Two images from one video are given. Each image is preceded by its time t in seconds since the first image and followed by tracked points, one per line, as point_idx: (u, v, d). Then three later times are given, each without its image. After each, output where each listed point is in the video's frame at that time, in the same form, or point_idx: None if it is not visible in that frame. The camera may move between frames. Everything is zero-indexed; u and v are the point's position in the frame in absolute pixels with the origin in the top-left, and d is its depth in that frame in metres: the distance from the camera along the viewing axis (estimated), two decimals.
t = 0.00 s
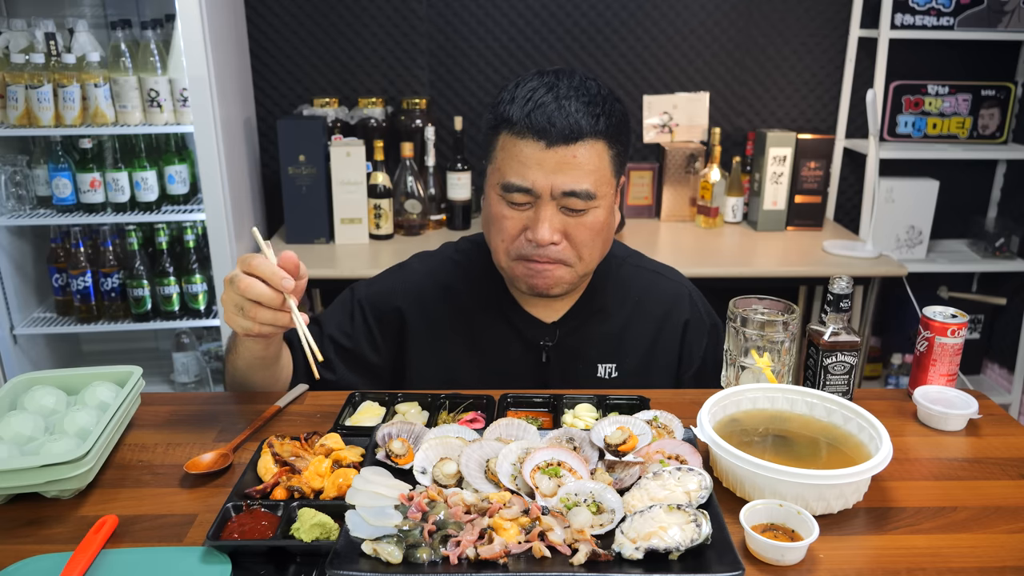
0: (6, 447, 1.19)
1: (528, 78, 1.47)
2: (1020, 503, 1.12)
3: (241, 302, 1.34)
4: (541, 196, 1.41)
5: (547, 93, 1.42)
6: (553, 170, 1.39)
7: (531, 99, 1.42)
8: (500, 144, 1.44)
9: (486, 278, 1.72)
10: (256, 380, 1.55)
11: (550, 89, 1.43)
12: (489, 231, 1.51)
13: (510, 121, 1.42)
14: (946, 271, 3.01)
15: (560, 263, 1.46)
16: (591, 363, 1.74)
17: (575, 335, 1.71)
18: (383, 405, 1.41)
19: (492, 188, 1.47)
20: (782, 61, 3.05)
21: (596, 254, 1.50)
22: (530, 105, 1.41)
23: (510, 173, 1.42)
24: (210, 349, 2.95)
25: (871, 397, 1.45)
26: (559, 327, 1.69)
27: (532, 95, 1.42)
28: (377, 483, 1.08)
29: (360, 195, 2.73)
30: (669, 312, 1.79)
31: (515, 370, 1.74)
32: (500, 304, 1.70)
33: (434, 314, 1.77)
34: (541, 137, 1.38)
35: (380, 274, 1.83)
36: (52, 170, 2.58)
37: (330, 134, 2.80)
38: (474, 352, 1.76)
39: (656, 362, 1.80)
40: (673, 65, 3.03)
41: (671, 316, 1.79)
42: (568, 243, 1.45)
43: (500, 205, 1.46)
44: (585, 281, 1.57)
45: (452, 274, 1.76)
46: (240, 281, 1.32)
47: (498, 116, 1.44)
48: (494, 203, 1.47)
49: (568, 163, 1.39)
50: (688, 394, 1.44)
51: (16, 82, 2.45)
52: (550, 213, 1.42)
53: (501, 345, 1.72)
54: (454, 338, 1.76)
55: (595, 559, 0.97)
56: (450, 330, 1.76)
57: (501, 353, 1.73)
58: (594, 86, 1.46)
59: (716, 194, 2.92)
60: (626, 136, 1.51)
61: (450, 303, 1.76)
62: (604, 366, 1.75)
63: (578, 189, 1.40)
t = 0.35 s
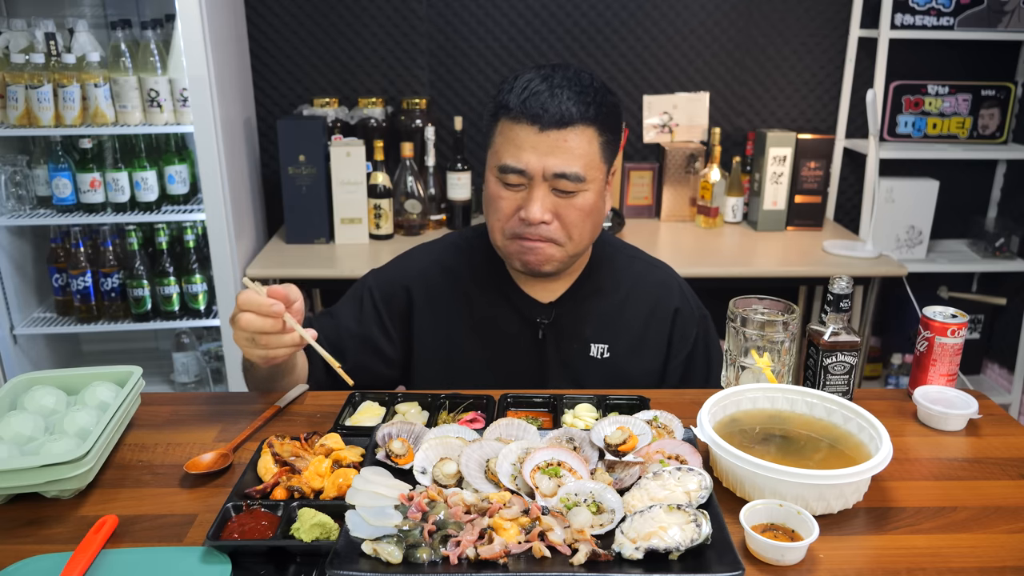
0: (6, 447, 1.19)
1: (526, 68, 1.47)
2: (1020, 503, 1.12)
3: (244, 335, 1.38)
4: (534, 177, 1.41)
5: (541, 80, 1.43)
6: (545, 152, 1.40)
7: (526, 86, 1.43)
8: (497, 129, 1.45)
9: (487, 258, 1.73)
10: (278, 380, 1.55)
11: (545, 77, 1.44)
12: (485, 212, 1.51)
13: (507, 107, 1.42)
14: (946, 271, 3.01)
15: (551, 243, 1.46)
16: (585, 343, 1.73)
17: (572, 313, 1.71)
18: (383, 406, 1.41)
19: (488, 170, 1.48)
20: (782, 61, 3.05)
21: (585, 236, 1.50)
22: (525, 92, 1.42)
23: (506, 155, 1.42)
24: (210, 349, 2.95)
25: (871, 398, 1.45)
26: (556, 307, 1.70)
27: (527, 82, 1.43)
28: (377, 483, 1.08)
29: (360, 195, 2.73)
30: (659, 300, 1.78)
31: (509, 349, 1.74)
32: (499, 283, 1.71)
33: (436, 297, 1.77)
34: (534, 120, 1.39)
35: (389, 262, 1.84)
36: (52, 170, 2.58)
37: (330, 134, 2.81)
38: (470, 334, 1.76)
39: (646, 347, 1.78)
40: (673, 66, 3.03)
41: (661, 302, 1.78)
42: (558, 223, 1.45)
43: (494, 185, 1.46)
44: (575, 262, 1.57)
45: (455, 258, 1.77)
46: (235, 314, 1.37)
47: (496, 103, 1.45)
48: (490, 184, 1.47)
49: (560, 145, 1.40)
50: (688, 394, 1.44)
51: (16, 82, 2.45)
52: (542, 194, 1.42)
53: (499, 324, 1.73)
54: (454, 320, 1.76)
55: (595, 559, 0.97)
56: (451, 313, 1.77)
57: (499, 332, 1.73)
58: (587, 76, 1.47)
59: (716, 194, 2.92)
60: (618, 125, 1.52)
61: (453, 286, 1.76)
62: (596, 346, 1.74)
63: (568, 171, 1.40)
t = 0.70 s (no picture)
0: (6, 446, 1.19)
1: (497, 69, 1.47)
2: (1019, 503, 1.12)
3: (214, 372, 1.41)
4: (506, 177, 1.42)
5: (511, 81, 1.42)
6: (516, 152, 1.40)
7: (495, 87, 1.42)
8: (470, 131, 1.45)
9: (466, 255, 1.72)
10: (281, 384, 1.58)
11: (515, 78, 1.43)
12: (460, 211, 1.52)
13: (478, 108, 1.43)
14: (946, 271, 3.01)
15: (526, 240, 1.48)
16: (566, 339, 1.73)
17: (553, 309, 1.71)
18: (383, 406, 1.41)
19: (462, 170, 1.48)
20: (782, 61, 3.05)
21: (560, 232, 1.50)
22: (495, 93, 1.42)
23: (478, 155, 1.43)
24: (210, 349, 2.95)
25: (871, 397, 1.45)
26: (536, 303, 1.69)
27: (497, 83, 1.43)
28: (378, 482, 1.08)
29: (360, 195, 2.73)
30: (641, 293, 1.78)
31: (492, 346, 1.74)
32: (480, 279, 1.71)
33: (418, 297, 1.77)
34: (505, 121, 1.39)
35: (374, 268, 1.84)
36: (52, 170, 2.58)
37: (330, 134, 2.81)
38: (454, 332, 1.76)
39: (629, 341, 1.78)
40: (673, 66, 3.03)
41: (644, 296, 1.78)
42: (531, 221, 1.46)
43: (469, 185, 1.46)
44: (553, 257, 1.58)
45: (433, 259, 1.76)
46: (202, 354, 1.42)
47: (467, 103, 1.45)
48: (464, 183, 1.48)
49: (530, 146, 1.40)
50: (687, 394, 1.44)
51: (16, 82, 2.45)
52: (515, 193, 1.43)
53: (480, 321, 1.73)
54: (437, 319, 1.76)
55: (595, 559, 0.97)
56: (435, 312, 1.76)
57: (482, 330, 1.73)
58: (558, 76, 1.46)
59: (716, 194, 2.92)
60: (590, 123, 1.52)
61: (434, 287, 1.75)
62: (579, 341, 1.74)
63: (538, 170, 1.40)
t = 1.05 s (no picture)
0: (6, 447, 1.19)
1: (502, 75, 1.47)
2: (1019, 503, 1.12)
3: (205, 378, 1.37)
4: (518, 187, 1.41)
5: (520, 88, 1.43)
6: (529, 161, 1.40)
7: (504, 95, 1.42)
8: (477, 139, 1.44)
9: (458, 269, 1.72)
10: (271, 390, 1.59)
11: (523, 85, 1.44)
12: (465, 223, 1.51)
13: (488, 116, 1.42)
14: (946, 271, 3.01)
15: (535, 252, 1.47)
16: (564, 354, 1.73)
17: (550, 324, 1.71)
18: (383, 406, 1.41)
19: (469, 181, 1.47)
20: (782, 61, 3.05)
21: (569, 243, 1.51)
22: (506, 100, 1.41)
23: (489, 165, 1.42)
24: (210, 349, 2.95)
25: (871, 397, 1.45)
26: (533, 317, 1.69)
27: (505, 90, 1.43)
28: (378, 482, 1.08)
29: (360, 195, 2.73)
30: (639, 302, 1.79)
31: (489, 361, 1.74)
32: (475, 294, 1.70)
33: (412, 312, 1.77)
34: (519, 129, 1.38)
35: (363, 283, 1.85)
36: (52, 170, 2.58)
37: (330, 134, 2.81)
38: (450, 347, 1.75)
39: (627, 352, 1.79)
40: (673, 66, 3.03)
41: (641, 306, 1.79)
42: (542, 232, 1.45)
43: (477, 196, 1.46)
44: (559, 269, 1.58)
45: (425, 273, 1.76)
46: (197, 359, 1.38)
47: (475, 111, 1.45)
48: (472, 195, 1.47)
49: (544, 154, 1.40)
50: (687, 394, 1.44)
51: (16, 82, 2.45)
52: (526, 204, 1.43)
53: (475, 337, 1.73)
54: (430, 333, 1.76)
55: (595, 559, 0.97)
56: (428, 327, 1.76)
57: (477, 345, 1.73)
58: (565, 83, 1.48)
59: (716, 194, 2.92)
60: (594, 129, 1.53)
61: (427, 303, 1.76)
62: (577, 356, 1.74)
63: (551, 179, 1.40)
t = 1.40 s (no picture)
0: (6, 447, 1.19)
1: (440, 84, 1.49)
2: (1020, 503, 1.12)
3: (213, 386, 1.37)
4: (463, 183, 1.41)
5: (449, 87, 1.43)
6: (465, 154, 1.39)
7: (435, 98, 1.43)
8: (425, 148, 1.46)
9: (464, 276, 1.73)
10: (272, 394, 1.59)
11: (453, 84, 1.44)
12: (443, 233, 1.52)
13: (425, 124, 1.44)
14: (946, 271, 3.01)
15: (502, 240, 1.46)
16: (576, 365, 1.73)
17: (559, 334, 1.70)
18: (383, 406, 1.41)
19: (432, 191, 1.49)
20: (782, 61, 3.05)
21: (536, 227, 1.48)
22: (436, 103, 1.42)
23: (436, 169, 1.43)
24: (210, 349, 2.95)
25: (871, 397, 1.45)
26: (542, 326, 1.70)
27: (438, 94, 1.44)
28: (377, 482, 1.08)
29: (360, 195, 2.73)
30: (655, 313, 1.77)
31: (499, 370, 1.75)
32: (483, 302, 1.71)
33: (423, 321, 1.78)
34: (444, 126, 1.38)
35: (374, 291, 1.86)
36: (52, 170, 2.58)
37: (330, 134, 2.80)
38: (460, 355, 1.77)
39: (642, 364, 1.78)
40: (673, 66, 3.03)
41: (656, 317, 1.77)
42: (500, 220, 1.44)
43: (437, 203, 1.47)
44: (547, 257, 1.54)
45: (434, 280, 1.78)
46: (203, 368, 1.36)
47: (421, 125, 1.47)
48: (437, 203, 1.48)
49: (476, 143, 1.39)
50: (688, 394, 1.44)
51: (16, 82, 2.45)
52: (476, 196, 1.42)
53: (484, 346, 1.74)
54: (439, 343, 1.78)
55: (595, 559, 0.97)
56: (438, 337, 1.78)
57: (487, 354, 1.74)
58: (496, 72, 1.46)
59: (716, 194, 2.92)
60: (542, 109, 1.49)
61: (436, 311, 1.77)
62: (588, 366, 1.74)
63: (490, 166, 1.39)
